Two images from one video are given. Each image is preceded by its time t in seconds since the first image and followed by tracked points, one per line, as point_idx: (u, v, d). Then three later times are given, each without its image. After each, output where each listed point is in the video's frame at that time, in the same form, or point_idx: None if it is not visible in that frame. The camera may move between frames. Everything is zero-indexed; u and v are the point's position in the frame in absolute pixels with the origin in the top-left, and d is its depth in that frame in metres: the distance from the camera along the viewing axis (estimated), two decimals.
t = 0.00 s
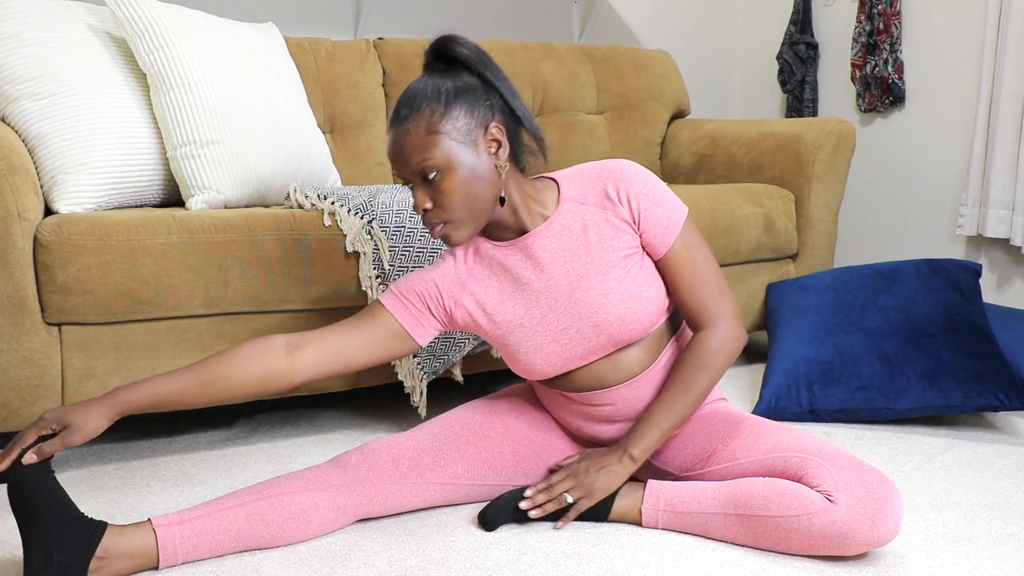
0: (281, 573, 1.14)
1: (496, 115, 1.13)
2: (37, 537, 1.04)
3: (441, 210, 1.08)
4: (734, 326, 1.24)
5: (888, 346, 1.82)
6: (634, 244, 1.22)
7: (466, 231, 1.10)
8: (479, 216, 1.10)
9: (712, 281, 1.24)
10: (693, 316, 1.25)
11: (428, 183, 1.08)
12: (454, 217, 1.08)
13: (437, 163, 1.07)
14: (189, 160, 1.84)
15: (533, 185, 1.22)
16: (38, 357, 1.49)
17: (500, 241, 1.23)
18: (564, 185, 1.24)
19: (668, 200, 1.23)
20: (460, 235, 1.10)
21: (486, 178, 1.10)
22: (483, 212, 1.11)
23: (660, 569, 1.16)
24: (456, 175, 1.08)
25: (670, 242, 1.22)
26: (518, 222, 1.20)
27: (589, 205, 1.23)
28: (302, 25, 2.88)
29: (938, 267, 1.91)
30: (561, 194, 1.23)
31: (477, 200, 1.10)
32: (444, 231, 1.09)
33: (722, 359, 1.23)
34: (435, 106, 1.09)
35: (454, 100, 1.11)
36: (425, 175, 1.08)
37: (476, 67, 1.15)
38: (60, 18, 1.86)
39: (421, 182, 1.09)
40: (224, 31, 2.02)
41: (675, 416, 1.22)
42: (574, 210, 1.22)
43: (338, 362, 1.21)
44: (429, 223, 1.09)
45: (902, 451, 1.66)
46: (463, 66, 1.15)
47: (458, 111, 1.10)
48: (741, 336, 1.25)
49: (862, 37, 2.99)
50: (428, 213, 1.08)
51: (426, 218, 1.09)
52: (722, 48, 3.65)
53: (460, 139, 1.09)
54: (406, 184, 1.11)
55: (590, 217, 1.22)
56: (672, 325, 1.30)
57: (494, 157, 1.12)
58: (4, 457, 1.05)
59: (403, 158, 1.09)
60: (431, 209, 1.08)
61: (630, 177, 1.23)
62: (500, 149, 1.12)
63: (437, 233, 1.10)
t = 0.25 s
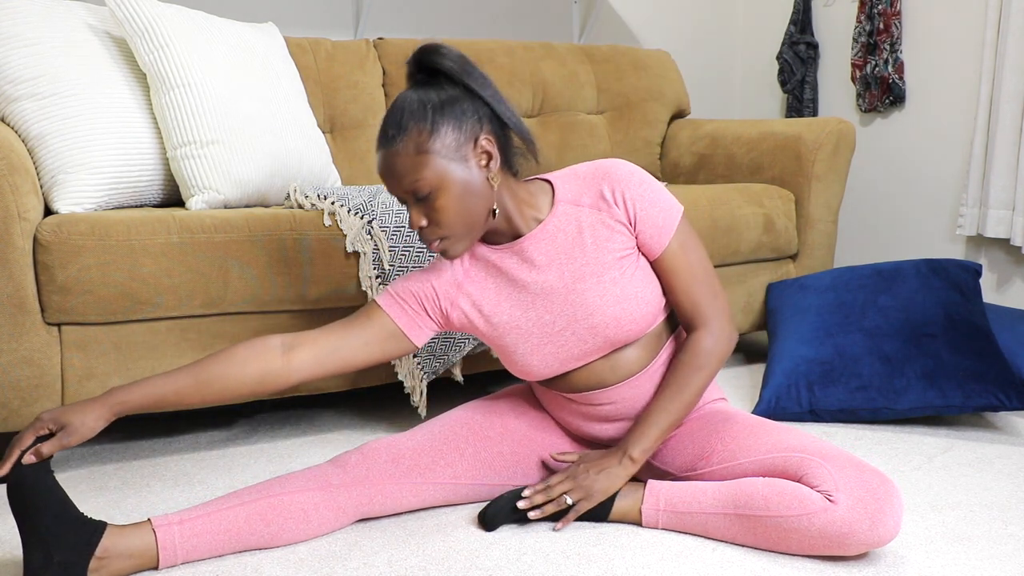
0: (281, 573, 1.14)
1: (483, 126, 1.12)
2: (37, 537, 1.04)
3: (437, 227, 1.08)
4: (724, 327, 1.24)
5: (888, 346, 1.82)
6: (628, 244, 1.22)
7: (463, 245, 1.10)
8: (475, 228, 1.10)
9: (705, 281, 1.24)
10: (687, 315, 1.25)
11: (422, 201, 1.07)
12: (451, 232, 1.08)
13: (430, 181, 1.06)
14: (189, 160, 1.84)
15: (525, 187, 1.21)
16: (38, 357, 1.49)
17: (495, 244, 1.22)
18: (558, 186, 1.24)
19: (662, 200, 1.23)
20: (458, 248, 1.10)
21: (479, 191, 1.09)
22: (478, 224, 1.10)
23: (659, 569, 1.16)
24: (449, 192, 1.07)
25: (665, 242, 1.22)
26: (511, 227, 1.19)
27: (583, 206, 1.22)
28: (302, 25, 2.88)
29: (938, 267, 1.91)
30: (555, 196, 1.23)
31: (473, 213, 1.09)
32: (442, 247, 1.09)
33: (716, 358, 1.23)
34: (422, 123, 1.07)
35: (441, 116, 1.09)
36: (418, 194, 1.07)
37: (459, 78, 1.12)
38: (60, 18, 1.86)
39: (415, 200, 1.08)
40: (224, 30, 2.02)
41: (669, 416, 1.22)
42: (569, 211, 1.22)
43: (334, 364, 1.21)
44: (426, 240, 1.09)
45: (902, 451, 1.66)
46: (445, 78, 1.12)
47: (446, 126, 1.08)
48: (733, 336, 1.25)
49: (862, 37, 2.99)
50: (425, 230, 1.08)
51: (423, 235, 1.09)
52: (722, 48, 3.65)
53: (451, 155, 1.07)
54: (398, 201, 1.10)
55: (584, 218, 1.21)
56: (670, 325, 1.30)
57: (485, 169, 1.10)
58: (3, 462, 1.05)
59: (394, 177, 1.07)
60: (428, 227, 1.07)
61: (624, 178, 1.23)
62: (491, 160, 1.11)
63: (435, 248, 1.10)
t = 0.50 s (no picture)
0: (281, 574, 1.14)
1: (470, 143, 1.09)
2: (37, 536, 1.04)
3: (441, 253, 1.07)
4: (725, 321, 1.24)
5: (888, 346, 1.82)
6: (625, 244, 1.21)
7: (468, 264, 1.10)
8: (478, 246, 1.10)
9: (704, 278, 1.24)
10: (686, 313, 1.25)
11: (422, 230, 1.06)
12: (454, 256, 1.08)
13: (426, 213, 1.05)
14: (189, 160, 1.84)
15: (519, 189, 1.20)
16: (38, 357, 1.48)
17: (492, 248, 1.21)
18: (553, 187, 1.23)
19: (656, 196, 1.23)
20: (463, 268, 1.10)
21: (477, 211, 1.08)
22: (479, 242, 1.10)
23: (659, 569, 1.16)
24: (448, 219, 1.06)
25: (661, 239, 1.22)
26: (508, 235, 1.19)
27: (579, 207, 1.22)
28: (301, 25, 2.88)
29: (938, 267, 1.91)
30: (549, 199, 1.22)
31: (473, 233, 1.09)
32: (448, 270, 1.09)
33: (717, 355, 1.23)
34: (409, 155, 1.04)
35: (427, 144, 1.05)
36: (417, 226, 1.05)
37: (436, 98, 1.07)
38: (60, 18, 1.86)
39: (414, 229, 1.07)
40: (223, 30, 2.02)
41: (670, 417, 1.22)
42: (564, 213, 1.21)
43: (333, 367, 1.21)
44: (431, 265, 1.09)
45: (902, 451, 1.66)
46: (422, 99, 1.07)
47: (434, 153, 1.05)
48: (733, 330, 1.25)
49: (862, 37, 2.99)
50: (428, 258, 1.08)
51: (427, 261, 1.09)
52: (722, 47, 3.65)
53: (443, 182, 1.05)
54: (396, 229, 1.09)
55: (580, 220, 1.21)
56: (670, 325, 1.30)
57: (479, 189, 1.09)
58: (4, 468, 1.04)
59: (390, 210, 1.06)
60: (431, 255, 1.07)
61: (618, 176, 1.22)
62: (483, 177, 1.09)
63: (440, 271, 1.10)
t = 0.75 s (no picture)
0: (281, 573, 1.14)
1: (460, 161, 1.07)
2: (38, 536, 1.04)
3: (446, 273, 1.08)
4: (725, 321, 1.23)
5: (888, 346, 1.82)
6: (622, 246, 1.21)
7: (474, 276, 1.11)
8: (481, 258, 1.11)
9: (702, 279, 1.23)
10: (684, 315, 1.24)
11: (426, 254, 1.06)
12: (461, 273, 1.09)
13: (429, 238, 1.04)
14: (189, 160, 1.84)
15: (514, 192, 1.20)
16: (38, 357, 1.48)
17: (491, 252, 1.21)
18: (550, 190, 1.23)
19: (653, 197, 1.22)
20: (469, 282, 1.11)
21: (477, 227, 1.08)
22: (482, 255, 1.11)
23: (659, 569, 1.16)
24: (450, 241, 1.06)
25: (658, 241, 1.21)
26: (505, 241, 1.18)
27: (576, 210, 1.21)
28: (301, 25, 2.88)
29: (937, 267, 1.92)
30: (546, 203, 1.22)
31: (476, 248, 1.09)
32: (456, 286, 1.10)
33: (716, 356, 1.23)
34: (402, 186, 1.02)
35: (419, 171, 1.03)
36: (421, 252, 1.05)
37: (417, 124, 1.04)
38: (60, 18, 1.86)
39: (418, 254, 1.06)
40: (223, 30, 2.01)
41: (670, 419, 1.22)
42: (561, 217, 1.21)
43: (333, 371, 1.21)
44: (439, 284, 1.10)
45: (902, 451, 1.66)
46: (403, 127, 1.03)
47: (428, 180, 1.03)
48: (733, 330, 1.25)
49: (862, 37, 2.99)
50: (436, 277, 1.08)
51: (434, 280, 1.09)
52: (722, 47, 3.65)
53: (441, 206, 1.04)
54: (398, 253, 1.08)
55: (577, 223, 1.21)
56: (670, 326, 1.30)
57: (475, 206, 1.08)
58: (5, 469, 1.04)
59: (391, 240, 1.05)
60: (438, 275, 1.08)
61: (614, 178, 1.22)
62: (478, 193, 1.08)
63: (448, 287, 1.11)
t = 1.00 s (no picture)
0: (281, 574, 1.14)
1: (451, 181, 1.05)
2: (38, 536, 1.04)
3: (454, 290, 1.09)
4: (724, 321, 1.23)
5: (888, 346, 1.82)
6: (620, 249, 1.21)
7: (480, 287, 1.12)
8: (486, 270, 1.11)
9: (700, 280, 1.22)
10: (682, 317, 1.24)
11: (432, 276, 1.07)
12: (468, 287, 1.10)
13: (432, 262, 1.05)
14: (189, 160, 1.84)
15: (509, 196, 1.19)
16: (38, 357, 1.48)
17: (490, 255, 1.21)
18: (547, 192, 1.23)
19: (649, 197, 1.21)
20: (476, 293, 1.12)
21: (478, 243, 1.08)
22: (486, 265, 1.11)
23: (659, 569, 1.16)
24: (453, 261, 1.06)
25: (655, 242, 1.20)
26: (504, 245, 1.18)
27: (574, 213, 1.21)
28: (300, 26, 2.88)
29: (937, 268, 1.92)
30: (543, 206, 1.21)
31: (479, 262, 1.09)
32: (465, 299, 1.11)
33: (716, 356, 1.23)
34: (398, 219, 1.01)
35: (412, 201, 1.02)
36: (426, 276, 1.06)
37: (402, 154, 1.01)
38: (60, 18, 1.86)
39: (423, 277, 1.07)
40: (222, 30, 2.01)
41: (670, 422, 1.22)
42: (558, 220, 1.21)
43: (332, 372, 1.21)
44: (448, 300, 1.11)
45: (902, 451, 1.66)
46: (388, 159, 1.01)
47: (423, 209, 1.02)
48: (733, 330, 1.24)
49: (862, 37, 2.99)
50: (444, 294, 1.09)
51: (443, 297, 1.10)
52: (722, 47, 3.65)
53: (439, 230, 1.04)
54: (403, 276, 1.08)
55: (574, 226, 1.20)
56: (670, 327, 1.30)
57: (472, 222, 1.07)
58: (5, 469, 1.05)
59: (394, 268, 1.05)
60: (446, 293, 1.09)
61: (611, 179, 1.21)
62: (474, 210, 1.07)
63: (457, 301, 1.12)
